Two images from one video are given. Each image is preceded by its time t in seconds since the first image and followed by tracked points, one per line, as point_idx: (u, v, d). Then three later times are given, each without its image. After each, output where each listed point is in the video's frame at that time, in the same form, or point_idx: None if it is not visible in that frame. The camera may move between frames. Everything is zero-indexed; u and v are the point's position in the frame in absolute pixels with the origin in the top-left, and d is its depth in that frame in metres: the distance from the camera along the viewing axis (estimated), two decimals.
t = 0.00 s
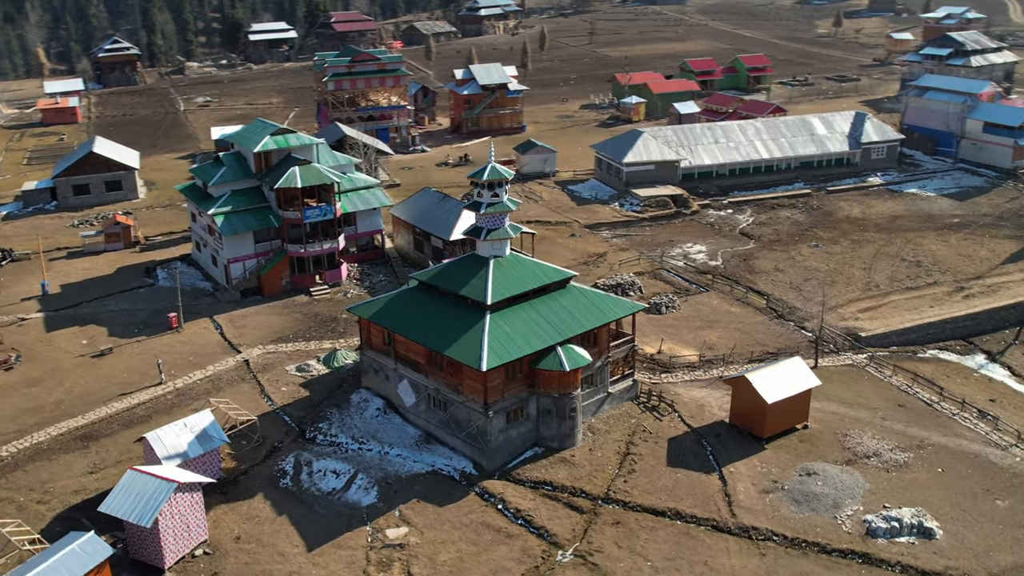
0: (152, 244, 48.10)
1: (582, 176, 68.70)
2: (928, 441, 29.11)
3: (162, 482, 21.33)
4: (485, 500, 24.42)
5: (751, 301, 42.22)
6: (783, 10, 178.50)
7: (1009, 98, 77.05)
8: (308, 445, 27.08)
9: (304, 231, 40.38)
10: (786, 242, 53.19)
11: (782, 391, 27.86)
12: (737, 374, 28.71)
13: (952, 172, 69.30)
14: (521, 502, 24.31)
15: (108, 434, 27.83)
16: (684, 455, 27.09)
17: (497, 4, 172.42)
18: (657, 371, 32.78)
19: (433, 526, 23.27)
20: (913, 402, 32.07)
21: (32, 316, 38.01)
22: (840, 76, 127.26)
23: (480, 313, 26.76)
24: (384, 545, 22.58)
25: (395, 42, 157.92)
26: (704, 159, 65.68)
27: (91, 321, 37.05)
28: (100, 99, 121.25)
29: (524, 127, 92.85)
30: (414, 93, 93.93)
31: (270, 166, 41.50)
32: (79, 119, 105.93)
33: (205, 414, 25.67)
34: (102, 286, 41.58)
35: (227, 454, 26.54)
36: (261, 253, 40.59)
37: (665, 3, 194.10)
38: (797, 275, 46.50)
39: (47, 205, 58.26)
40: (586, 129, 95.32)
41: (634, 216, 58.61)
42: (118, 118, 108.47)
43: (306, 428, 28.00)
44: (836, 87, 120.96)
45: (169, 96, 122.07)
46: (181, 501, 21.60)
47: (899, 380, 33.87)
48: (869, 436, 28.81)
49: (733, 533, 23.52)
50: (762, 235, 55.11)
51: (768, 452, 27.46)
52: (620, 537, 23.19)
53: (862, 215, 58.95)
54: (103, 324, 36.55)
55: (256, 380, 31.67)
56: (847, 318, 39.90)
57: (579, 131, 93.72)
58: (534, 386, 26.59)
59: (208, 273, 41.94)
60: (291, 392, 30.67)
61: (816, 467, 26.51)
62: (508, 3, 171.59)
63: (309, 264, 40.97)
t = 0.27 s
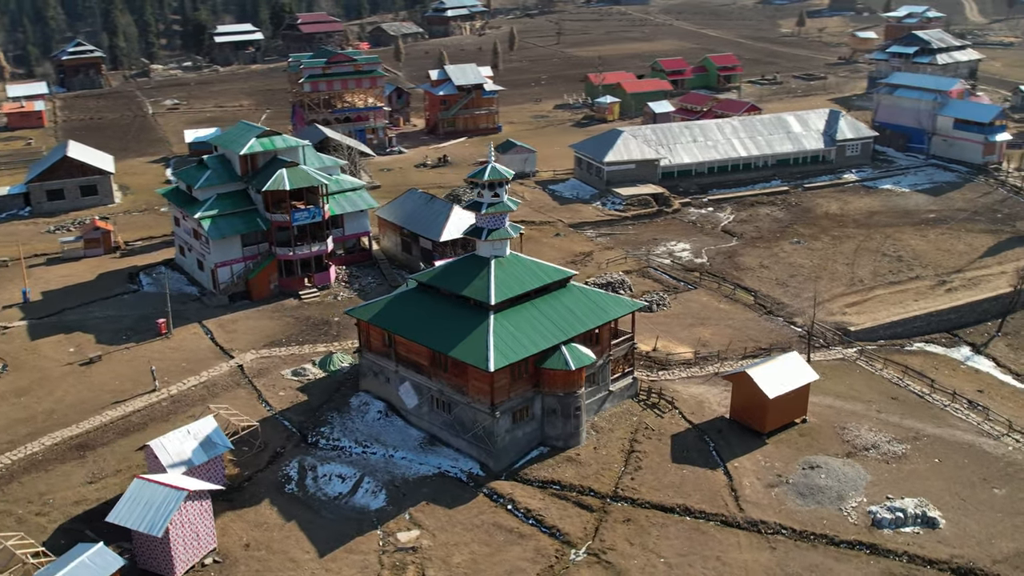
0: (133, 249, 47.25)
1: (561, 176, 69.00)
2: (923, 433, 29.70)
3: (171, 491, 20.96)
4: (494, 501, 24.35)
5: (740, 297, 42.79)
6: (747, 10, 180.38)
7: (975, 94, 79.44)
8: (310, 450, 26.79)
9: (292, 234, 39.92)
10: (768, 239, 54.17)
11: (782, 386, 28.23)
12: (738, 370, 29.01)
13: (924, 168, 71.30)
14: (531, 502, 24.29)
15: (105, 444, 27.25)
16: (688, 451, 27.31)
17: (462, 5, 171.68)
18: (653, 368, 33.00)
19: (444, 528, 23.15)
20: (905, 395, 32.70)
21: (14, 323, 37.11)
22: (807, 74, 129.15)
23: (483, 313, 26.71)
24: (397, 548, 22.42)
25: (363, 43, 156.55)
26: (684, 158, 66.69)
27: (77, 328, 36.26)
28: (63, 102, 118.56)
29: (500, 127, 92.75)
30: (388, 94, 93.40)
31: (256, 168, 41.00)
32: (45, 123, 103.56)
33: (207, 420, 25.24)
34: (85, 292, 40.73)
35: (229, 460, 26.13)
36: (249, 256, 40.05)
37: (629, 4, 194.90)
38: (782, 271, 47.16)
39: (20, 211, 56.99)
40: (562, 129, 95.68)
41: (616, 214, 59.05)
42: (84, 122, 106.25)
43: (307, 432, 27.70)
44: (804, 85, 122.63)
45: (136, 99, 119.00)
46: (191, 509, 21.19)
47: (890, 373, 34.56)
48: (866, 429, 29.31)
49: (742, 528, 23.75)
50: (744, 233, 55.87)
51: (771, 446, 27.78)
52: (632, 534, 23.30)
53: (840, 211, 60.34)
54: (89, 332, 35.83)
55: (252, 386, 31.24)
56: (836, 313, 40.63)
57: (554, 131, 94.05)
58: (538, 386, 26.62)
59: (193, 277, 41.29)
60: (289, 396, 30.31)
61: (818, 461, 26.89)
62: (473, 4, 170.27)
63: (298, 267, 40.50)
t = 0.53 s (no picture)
0: (114, 254, 46.39)
1: (541, 176, 69.24)
2: (917, 424, 30.31)
3: (183, 499, 20.62)
4: (504, 501, 24.33)
5: (728, 294, 43.31)
6: (712, 10, 181.98)
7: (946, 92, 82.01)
8: (314, 454, 26.52)
9: (280, 237, 39.48)
10: (751, 236, 55.12)
11: (783, 381, 28.59)
12: (738, 365, 29.36)
13: (898, 164, 73.39)
14: (541, 501, 24.30)
15: (103, 452, 26.74)
16: (692, 447, 27.55)
17: (428, 6, 170.16)
18: (650, 365, 33.23)
19: (456, 530, 23.06)
20: (897, 387, 33.34)
21: None
22: (776, 73, 130.85)
23: (487, 313, 26.68)
24: (410, 551, 22.30)
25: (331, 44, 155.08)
26: (664, 157, 67.48)
27: (63, 335, 35.51)
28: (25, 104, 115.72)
29: (476, 128, 92.55)
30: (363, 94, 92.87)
31: (242, 171, 40.39)
32: (8, 127, 101.04)
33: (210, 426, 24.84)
34: (68, 299, 39.88)
35: (232, 467, 25.77)
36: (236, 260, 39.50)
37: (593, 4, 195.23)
38: (767, 268, 47.84)
39: None
40: (537, 129, 95.95)
41: (599, 213, 59.43)
42: (48, 125, 103.88)
43: (309, 436, 27.41)
44: (772, 83, 124.14)
45: (102, 102, 116.30)
46: (202, 518, 20.88)
47: (880, 366, 35.22)
48: (863, 422, 29.82)
49: (752, 522, 24.01)
50: (726, 231, 56.56)
51: (772, 440, 28.15)
52: (643, 530, 23.43)
53: (818, 208, 61.95)
54: (76, 339, 35.10)
55: (249, 391, 30.84)
56: (823, 308, 41.32)
57: (530, 131, 94.27)
58: (543, 385, 26.67)
59: (179, 282, 40.62)
60: (288, 400, 29.98)
61: (820, 454, 27.28)
62: (439, 4, 168.60)
63: (286, 271, 40.07)
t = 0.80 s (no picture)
0: (97, 259, 45.58)
1: (523, 176, 69.34)
2: (912, 415, 30.83)
3: (195, 506, 20.32)
4: (514, 502, 24.28)
5: (717, 291, 43.70)
6: (679, 10, 182.97)
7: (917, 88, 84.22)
8: (319, 459, 26.25)
9: (270, 240, 39.05)
10: (736, 233, 55.82)
11: (783, 376, 28.93)
12: (739, 361, 29.64)
13: (873, 160, 75.10)
14: (551, 500, 24.29)
15: (102, 461, 26.26)
16: (695, 443, 27.75)
17: (396, 7, 166.43)
18: (648, 363, 33.42)
19: (468, 531, 22.97)
20: (890, 380, 33.88)
21: None
22: (747, 72, 132.03)
23: (491, 313, 26.63)
24: (423, 553, 22.18)
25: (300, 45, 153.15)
26: (645, 156, 67.93)
27: (52, 343, 34.82)
28: None
29: (454, 129, 92.15)
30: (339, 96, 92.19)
31: (230, 174, 39.85)
32: None
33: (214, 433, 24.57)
34: (52, 305, 39.09)
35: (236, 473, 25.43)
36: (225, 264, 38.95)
37: (560, 4, 195.08)
38: (754, 265, 48.37)
39: None
40: (515, 129, 96.04)
41: (584, 212, 59.65)
42: (14, 130, 101.52)
43: (313, 440, 27.14)
44: (743, 82, 125.24)
45: (69, 105, 113.75)
46: (215, 525, 20.58)
47: (872, 359, 35.78)
48: (860, 415, 30.26)
49: (760, 515, 24.24)
50: (710, 229, 57.08)
51: (773, 434, 28.45)
52: (654, 527, 23.54)
53: (798, 204, 63.05)
54: (65, 346, 34.44)
55: (247, 395, 30.45)
56: (812, 303, 41.88)
57: (508, 131, 94.31)
58: (548, 385, 26.69)
59: (166, 287, 39.99)
60: (287, 404, 29.67)
61: (821, 447, 27.61)
62: (408, 5, 166.69)
63: (276, 274, 39.64)
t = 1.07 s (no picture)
0: (77, 266, 44.67)
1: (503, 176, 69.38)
2: (906, 406, 31.41)
3: (209, 514, 19.98)
4: (525, 501, 24.27)
5: (706, 287, 44.08)
6: (645, 10, 183.95)
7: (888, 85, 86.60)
8: (324, 463, 25.99)
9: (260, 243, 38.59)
10: (718, 230, 56.52)
11: (784, 370, 29.32)
12: (739, 356, 29.98)
13: (847, 156, 76.85)
14: (562, 498, 24.32)
15: (102, 470, 25.74)
16: (699, 439, 27.98)
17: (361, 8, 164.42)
18: (645, 360, 33.63)
19: (482, 532, 22.90)
20: (882, 372, 34.50)
21: None
22: (716, 71, 133.24)
23: (496, 313, 26.60)
24: (439, 555, 22.07)
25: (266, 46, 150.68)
26: (625, 155, 68.35)
27: (39, 351, 34.06)
28: None
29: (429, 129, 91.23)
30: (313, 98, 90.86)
31: (216, 177, 39.32)
32: None
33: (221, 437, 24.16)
34: (35, 313, 38.23)
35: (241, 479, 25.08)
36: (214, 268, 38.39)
37: (525, 4, 194.76)
38: (740, 262, 48.91)
39: None
40: (490, 129, 96.03)
41: (567, 211, 59.85)
42: None
43: (316, 444, 26.87)
44: (712, 81, 126.43)
45: (31, 110, 110.83)
46: (230, 532, 20.28)
47: (863, 352, 36.40)
48: (857, 407, 30.76)
49: (768, 508, 24.49)
50: (693, 226, 57.59)
51: (774, 428, 28.81)
52: (666, 522, 23.67)
53: (777, 201, 64.03)
54: (53, 355, 33.69)
55: (245, 401, 30.05)
56: (800, 298, 42.49)
57: (483, 131, 94.24)
58: (554, 383, 26.74)
59: (153, 293, 39.31)
60: (288, 409, 29.34)
61: (823, 440, 27.99)
62: (374, 7, 164.56)
63: (266, 278, 39.19)
